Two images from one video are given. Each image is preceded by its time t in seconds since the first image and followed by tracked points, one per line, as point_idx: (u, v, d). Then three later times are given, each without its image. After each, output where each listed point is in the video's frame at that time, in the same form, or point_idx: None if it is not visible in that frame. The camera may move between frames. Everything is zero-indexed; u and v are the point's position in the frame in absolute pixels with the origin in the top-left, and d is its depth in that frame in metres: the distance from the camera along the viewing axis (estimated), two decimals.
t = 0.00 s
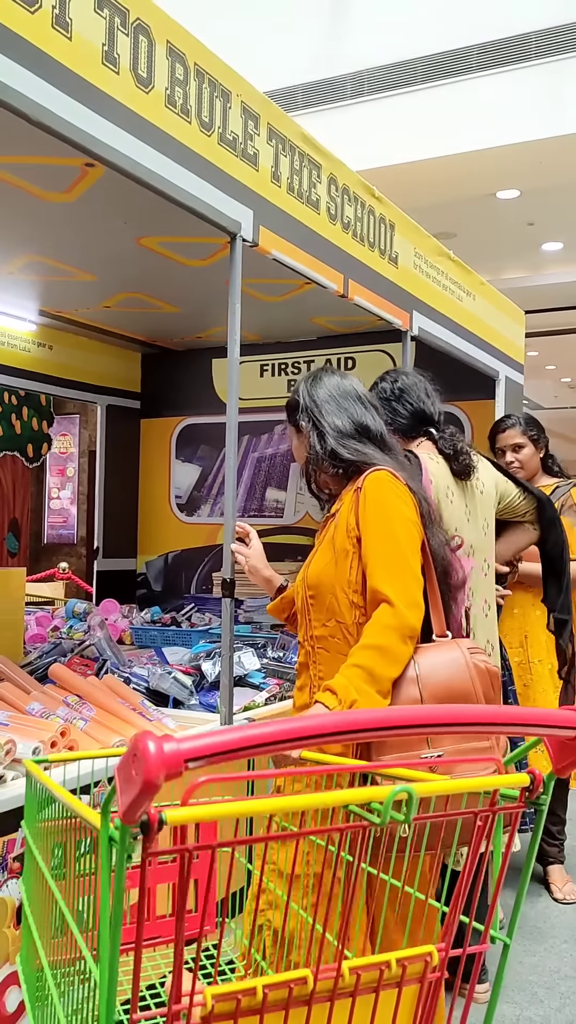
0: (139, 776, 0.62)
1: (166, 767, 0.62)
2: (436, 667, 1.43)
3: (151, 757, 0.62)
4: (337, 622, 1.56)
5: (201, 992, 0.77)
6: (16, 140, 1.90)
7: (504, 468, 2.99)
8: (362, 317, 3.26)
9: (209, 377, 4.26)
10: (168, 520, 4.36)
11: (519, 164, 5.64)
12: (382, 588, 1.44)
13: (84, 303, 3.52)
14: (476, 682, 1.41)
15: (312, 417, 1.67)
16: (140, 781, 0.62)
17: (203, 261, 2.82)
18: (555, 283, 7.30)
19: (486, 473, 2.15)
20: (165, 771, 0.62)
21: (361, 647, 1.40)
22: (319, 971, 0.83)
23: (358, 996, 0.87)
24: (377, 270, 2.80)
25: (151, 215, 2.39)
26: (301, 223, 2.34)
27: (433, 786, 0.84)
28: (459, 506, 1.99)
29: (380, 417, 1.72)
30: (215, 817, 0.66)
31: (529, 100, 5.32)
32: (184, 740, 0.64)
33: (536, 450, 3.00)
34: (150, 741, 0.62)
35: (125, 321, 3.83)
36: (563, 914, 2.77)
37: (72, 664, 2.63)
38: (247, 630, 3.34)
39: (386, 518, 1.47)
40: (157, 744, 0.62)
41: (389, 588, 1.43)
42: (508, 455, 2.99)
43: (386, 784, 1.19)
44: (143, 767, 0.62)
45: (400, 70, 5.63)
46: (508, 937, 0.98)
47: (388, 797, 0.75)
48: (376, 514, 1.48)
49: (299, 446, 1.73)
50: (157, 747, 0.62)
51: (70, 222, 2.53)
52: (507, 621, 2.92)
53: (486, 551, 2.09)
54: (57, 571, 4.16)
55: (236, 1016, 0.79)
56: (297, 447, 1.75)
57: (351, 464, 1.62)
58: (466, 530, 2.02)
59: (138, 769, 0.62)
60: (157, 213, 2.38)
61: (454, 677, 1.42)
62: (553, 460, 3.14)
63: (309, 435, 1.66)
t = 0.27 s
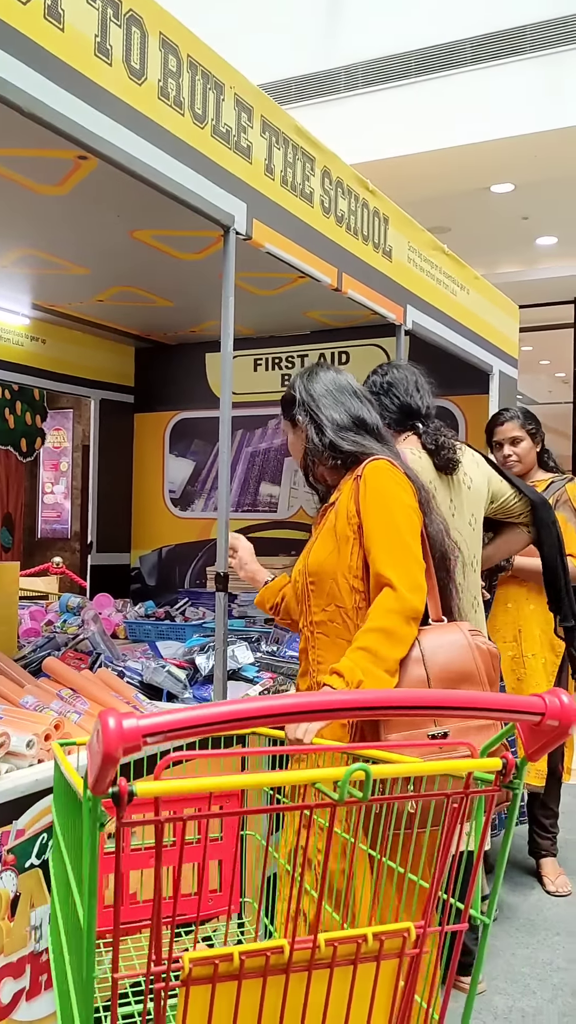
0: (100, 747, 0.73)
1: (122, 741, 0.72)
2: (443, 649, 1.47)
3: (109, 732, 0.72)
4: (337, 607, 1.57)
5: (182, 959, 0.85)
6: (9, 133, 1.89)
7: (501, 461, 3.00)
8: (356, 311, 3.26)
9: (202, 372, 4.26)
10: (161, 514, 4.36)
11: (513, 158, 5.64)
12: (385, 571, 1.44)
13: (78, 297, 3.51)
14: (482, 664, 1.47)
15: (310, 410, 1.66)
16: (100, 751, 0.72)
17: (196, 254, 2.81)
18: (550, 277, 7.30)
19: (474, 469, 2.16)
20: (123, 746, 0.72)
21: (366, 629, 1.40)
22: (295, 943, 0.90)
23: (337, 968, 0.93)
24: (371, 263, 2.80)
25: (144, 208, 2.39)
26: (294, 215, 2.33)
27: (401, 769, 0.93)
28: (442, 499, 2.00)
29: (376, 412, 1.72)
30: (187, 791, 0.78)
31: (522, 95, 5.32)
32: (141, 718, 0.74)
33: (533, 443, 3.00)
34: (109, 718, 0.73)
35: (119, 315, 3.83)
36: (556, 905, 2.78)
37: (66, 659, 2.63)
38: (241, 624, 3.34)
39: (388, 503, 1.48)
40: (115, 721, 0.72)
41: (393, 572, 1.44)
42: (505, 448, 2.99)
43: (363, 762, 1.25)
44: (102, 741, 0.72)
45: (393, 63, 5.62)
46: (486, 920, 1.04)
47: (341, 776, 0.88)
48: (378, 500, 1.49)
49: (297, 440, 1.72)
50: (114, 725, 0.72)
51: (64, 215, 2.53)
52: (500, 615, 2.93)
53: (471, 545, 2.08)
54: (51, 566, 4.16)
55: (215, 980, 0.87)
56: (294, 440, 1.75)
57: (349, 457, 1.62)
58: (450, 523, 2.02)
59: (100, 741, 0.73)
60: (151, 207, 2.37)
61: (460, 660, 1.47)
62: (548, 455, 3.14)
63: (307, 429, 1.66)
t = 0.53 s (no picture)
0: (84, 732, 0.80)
1: (105, 728, 0.79)
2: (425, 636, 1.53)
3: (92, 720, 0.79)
4: (313, 594, 1.61)
5: (171, 942, 0.92)
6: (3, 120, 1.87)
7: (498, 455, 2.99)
8: (354, 303, 3.24)
9: (199, 363, 4.24)
10: (158, 506, 4.35)
11: (509, 151, 5.62)
12: (364, 555, 1.50)
13: (74, 287, 3.49)
14: (460, 650, 1.55)
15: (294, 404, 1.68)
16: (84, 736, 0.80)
17: (193, 244, 2.80)
18: (547, 271, 7.28)
19: (474, 463, 2.14)
20: (106, 732, 0.79)
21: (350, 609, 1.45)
22: (281, 928, 0.97)
23: (323, 953, 1.00)
24: (369, 254, 2.79)
25: (140, 198, 2.37)
26: (291, 205, 2.32)
27: (389, 754, 0.96)
28: (439, 492, 1.99)
29: (357, 413, 1.75)
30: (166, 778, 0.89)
31: (520, 86, 5.29)
32: (123, 705, 0.81)
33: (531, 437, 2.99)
34: (93, 707, 0.80)
35: (115, 306, 3.81)
36: (551, 897, 2.79)
37: (62, 651, 2.62)
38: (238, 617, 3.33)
39: (366, 491, 1.53)
40: (98, 709, 0.80)
41: (372, 555, 1.50)
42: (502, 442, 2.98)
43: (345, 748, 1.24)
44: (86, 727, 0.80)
45: (392, 53, 5.59)
46: (473, 906, 1.04)
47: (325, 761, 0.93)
48: (357, 489, 1.54)
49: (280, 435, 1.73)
50: (97, 710, 0.79)
51: (59, 205, 2.51)
52: (497, 608, 2.93)
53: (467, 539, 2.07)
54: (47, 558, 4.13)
55: (202, 961, 0.94)
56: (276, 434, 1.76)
57: (328, 456, 1.64)
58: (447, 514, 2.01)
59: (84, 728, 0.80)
60: (147, 196, 2.35)
61: (442, 646, 1.54)
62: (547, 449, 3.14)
63: (289, 424, 1.68)
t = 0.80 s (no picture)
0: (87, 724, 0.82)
1: (107, 716, 0.82)
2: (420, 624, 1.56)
3: (96, 708, 0.82)
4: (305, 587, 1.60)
5: (175, 932, 0.91)
6: (5, 107, 1.86)
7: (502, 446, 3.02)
8: (356, 294, 3.22)
9: (200, 354, 4.22)
10: (158, 498, 4.34)
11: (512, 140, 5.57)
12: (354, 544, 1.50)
13: (74, 278, 3.47)
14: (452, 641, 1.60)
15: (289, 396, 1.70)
16: (88, 727, 0.82)
17: (194, 234, 2.78)
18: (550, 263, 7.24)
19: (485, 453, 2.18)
20: (108, 721, 0.82)
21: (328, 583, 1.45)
22: (286, 918, 0.96)
23: (328, 943, 0.99)
24: (372, 244, 2.77)
25: (142, 187, 2.35)
26: (294, 194, 2.30)
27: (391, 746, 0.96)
28: (448, 483, 2.02)
29: (352, 411, 1.76)
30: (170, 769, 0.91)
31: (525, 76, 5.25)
32: (127, 697, 0.85)
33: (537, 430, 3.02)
34: (96, 697, 0.83)
35: (116, 296, 3.79)
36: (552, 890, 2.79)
37: (63, 643, 2.61)
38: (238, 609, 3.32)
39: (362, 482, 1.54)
40: (100, 699, 0.83)
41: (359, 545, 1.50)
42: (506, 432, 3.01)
43: (350, 739, 1.23)
44: (90, 717, 0.82)
45: (395, 42, 5.54)
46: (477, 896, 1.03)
47: (329, 752, 0.92)
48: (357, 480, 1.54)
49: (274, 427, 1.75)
50: (100, 700, 0.83)
51: (61, 193, 2.49)
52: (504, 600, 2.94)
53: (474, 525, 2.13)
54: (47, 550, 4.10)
55: (206, 952, 0.93)
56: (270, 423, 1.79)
57: (323, 454, 1.66)
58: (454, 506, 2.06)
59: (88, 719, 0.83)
60: (149, 185, 2.34)
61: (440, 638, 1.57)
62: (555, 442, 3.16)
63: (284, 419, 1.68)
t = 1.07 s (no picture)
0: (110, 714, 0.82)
1: (128, 707, 0.82)
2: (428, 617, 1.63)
3: (118, 700, 0.82)
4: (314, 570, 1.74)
5: (194, 924, 0.92)
6: (15, 95, 1.84)
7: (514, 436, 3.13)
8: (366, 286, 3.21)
9: (208, 346, 4.21)
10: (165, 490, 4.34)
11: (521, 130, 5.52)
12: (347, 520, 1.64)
13: (82, 269, 3.45)
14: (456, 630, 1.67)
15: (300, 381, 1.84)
16: (110, 717, 0.82)
17: (203, 225, 2.76)
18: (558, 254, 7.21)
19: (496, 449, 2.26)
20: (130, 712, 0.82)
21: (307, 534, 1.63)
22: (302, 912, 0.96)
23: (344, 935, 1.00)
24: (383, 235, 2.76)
25: (152, 177, 2.34)
26: (306, 184, 2.28)
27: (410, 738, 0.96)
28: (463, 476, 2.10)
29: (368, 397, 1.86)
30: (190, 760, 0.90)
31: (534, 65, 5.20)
32: (148, 688, 0.85)
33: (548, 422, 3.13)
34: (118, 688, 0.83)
35: (124, 288, 3.78)
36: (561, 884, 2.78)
37: (73, 635, 2.61)
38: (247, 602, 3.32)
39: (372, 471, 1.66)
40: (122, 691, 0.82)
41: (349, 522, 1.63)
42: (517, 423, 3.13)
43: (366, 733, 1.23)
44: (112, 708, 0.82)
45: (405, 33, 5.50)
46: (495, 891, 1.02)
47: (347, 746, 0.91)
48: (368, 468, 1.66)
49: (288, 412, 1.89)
50: (122, 693, 0.82)
51: (70, 184, 2.47)
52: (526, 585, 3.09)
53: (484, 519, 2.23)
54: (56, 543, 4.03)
55: (225, 946, 0.93)
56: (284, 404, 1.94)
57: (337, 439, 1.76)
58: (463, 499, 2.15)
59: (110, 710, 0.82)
60: (159, 175, 2.32)
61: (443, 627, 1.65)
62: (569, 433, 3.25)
63: (299, 403, 1.81)
